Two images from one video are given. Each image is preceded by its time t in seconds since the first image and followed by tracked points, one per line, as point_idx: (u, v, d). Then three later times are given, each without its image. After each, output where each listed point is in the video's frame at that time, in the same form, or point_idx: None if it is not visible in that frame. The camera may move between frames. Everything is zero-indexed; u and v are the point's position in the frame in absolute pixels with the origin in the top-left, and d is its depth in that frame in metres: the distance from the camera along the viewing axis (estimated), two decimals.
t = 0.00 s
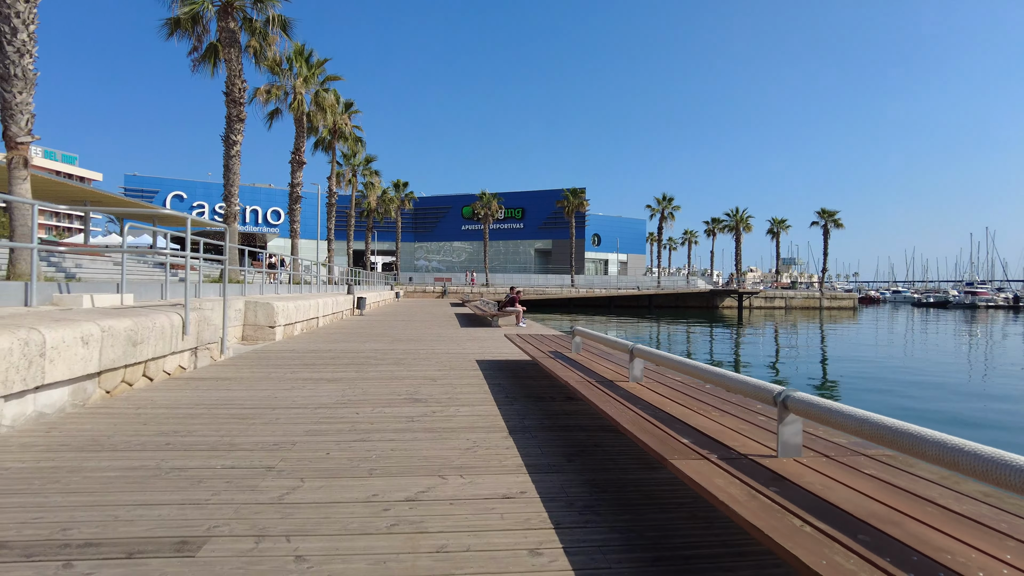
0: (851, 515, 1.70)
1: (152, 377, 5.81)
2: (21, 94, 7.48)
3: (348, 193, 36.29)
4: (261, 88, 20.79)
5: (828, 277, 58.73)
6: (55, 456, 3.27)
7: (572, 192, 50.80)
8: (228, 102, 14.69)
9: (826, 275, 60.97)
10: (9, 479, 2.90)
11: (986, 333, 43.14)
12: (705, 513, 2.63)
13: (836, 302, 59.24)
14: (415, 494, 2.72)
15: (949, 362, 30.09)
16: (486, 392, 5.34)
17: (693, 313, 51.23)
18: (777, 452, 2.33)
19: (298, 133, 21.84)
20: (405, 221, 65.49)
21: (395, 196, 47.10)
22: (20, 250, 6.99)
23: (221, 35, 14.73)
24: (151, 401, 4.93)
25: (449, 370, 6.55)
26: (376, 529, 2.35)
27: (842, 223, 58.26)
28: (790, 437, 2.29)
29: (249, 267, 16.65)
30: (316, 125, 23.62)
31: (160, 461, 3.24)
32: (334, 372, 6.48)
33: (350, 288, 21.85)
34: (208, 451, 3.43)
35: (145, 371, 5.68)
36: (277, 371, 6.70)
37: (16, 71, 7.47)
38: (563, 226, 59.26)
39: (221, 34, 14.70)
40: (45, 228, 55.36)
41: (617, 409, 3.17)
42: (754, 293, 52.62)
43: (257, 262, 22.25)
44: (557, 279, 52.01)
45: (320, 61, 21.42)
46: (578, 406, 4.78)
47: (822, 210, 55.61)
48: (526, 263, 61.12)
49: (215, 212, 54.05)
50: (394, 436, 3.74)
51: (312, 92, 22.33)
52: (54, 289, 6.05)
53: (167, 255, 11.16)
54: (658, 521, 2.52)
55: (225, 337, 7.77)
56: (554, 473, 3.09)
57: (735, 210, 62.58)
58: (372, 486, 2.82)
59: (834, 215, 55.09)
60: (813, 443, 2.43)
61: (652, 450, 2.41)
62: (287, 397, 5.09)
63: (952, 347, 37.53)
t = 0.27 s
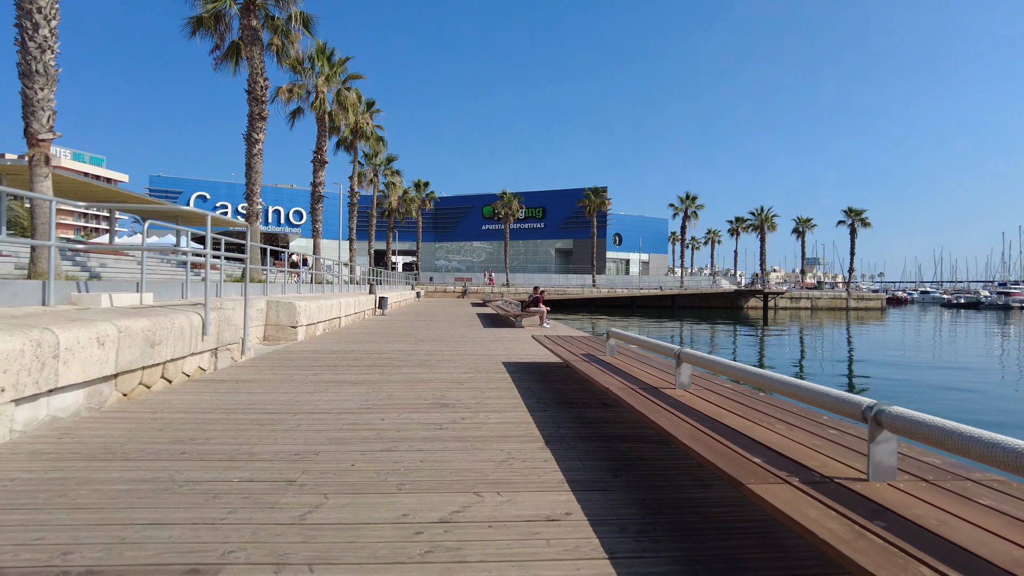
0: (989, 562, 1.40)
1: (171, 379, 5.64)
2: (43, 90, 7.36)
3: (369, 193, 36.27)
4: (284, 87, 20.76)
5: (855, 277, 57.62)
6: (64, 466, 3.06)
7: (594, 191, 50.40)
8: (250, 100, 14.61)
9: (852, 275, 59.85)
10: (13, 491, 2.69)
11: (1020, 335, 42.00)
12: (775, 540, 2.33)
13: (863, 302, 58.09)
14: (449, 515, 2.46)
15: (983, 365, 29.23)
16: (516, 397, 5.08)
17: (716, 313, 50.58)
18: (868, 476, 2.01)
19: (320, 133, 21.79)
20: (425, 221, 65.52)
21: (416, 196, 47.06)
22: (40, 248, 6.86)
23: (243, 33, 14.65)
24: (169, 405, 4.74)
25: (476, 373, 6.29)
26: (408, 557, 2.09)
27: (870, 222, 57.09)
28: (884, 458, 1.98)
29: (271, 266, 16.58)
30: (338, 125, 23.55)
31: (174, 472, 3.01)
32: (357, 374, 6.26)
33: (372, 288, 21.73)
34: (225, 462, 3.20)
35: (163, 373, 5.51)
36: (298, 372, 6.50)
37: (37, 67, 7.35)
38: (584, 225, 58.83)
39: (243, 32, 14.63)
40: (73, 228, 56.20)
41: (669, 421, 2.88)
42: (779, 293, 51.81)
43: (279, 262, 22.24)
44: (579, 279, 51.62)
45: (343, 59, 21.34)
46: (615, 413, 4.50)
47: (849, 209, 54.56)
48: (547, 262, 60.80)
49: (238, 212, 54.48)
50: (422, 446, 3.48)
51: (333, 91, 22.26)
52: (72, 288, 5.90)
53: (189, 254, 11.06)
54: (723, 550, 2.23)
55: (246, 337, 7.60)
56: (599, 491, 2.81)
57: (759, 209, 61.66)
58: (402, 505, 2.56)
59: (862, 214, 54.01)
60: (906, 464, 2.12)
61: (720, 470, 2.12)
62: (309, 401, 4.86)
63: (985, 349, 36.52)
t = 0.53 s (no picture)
0: None
1: (183, 385, 5.47)
2: (55, 88, 7.21)
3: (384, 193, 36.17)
4: (299, 86, 20.66)
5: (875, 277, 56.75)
6: (65, 483, 2.85)
7: (609, 191, 50.05)
8: (265, 99, 14.49)
9: (872, 275, 58.95)
10: (7, 513, 2.48)
11: None
12: None
13: (883, 303, 57.20)
14: (481, 545, 2.21)
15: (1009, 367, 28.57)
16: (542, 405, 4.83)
17: (734, 314, 50.00)
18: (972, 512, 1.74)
19: (336, 132, 21.68)
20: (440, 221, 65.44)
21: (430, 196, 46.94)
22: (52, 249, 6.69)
23: (259, 31, 14.52)
24: (180, 412, 4.56)
25: (497, 378, 6.05)
26: None
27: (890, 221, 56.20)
28: (993, 492, 1.70)
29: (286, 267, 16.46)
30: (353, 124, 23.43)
31: (181, 491, 2.79)
32: (374, 379, 6.04)
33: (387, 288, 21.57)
34: (236, 479, 2.98)
35: (175, 378, 5.35)
36: (314, 377, 6.30)
37: (50, 64, 7.19)
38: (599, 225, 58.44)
39: (258, 31, 14.50)
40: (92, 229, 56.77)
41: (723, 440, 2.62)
42: (797, 294, 51.12)
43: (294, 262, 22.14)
44: (594, 280, 51.26)
45: (358, 58, 21.21)
46: (649, 424, 4.23)
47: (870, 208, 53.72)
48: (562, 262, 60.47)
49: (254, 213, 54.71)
50: (446, 461, 3.24)
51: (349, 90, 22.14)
52: (82, 289, 5.74)
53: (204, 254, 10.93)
54: None
55: (260, 340, 7.42)
56: (644, 516, 2.56)
57: (777, 208, 60.91)
58: (429, 532, 2.32)
59: (882, 213, 53.17)
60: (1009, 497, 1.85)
61: (795, 500, 1.86)
62: (325, 409, 4.64)
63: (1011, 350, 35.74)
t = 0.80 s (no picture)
0: None
1: (186, 387, 5.24)
2: (58, 81, 7.00)
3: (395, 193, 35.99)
4: (309, 84, 20.50)
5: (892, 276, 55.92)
6: (48, 498, 2.60)
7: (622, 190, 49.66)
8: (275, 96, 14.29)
9: (889, 274, 58.15)
10: None
11: None
12: None
13: (900, 303, 56.35)
14: None
15: None
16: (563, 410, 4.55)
17: (747, 314, 49.47)
18: None
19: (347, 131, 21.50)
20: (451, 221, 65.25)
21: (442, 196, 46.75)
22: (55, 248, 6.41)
23: (268, 27, 14.33)
24: (182, 417, 4.32)
25: (514, 381, 5.77)
26: None
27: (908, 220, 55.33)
28: None
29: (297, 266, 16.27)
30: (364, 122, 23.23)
31: (174, 508, 2.53)
32: (385, 382, 5.78)
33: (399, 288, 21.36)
34: (235, 494, 2.72)
35: (178, 380, 5.12)
36: (323, 379, 6.06)
37: (53, 56, 6.97)
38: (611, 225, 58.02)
39: (268, 27, 14.31)
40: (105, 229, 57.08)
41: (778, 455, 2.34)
42: (812, 294, 50.49)
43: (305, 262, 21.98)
44: (607, 279, 50.87)
45: (369, 56, 21.00)
46: (681, 433, 3.95)
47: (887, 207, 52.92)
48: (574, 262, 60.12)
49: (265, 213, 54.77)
50: (464, 474, 2.97)
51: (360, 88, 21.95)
52: (82, 288, 5.52)
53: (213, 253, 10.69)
54: None
55: (269, 340, 7.19)
56: (689, 540, 2.29)
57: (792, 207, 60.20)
58: (448, 560, 2.05)
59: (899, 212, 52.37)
60: None
61: (885, 534, 1.57)
62: (333, 414, 4.38)
63: None
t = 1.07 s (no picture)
0: None
1: (188, 395, 5.01)
2: (60, 77, 6.78)
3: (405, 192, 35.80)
4: (319, 82, 20.32)
5: (908, 276, 55.16)
6: (24, 526, 2.34)
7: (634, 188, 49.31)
8: (284, 94, 14.09)
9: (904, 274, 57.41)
10: None
11: None
12: None
13: (916, 303, 55.60)
14: None
15: None
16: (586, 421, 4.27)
17: (760, 314, 48.93)
18: None
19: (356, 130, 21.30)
20: (461, 221, 65.05)
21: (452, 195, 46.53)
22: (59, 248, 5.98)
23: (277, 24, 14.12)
24: (182, 428, 4.08)
25: (531, 388, 5.50)
26: None
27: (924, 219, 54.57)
28: None
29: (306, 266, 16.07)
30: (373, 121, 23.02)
31: (163, 539, 2.27)
32: (397, 388, 5.52)
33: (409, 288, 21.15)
34: (231, 522, 2.45)
35: (179, 387, 4.89)
36: (331, 385, 5.81)
37: (54, 51, 6.76)
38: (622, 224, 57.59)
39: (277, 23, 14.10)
40: (117, 229, 57.34)
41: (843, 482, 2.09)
42: (827, 294, 49.89)
43: (314, 262, 21.77)
44: (618, 279, 50.48)
45: (379, 54, 20.79)
46: (715, 449, 3.65)
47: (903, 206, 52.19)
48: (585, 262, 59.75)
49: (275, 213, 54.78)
50: (484, 498, 2.70)
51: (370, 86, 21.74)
52: (82, 290, 5.30)
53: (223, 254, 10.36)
54: None
55: (276, 344, 6.96)
56: None
57: (806, 207, 59.52)
58: None
59: (916, 211, 51.63)
60: None
61: None
62: (342, 425, 4.12)
63: None
